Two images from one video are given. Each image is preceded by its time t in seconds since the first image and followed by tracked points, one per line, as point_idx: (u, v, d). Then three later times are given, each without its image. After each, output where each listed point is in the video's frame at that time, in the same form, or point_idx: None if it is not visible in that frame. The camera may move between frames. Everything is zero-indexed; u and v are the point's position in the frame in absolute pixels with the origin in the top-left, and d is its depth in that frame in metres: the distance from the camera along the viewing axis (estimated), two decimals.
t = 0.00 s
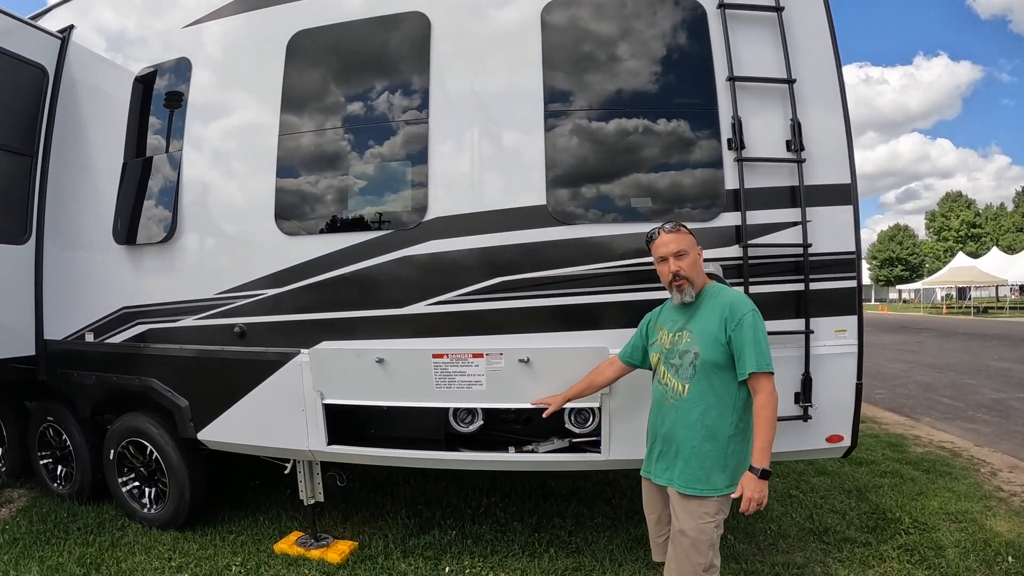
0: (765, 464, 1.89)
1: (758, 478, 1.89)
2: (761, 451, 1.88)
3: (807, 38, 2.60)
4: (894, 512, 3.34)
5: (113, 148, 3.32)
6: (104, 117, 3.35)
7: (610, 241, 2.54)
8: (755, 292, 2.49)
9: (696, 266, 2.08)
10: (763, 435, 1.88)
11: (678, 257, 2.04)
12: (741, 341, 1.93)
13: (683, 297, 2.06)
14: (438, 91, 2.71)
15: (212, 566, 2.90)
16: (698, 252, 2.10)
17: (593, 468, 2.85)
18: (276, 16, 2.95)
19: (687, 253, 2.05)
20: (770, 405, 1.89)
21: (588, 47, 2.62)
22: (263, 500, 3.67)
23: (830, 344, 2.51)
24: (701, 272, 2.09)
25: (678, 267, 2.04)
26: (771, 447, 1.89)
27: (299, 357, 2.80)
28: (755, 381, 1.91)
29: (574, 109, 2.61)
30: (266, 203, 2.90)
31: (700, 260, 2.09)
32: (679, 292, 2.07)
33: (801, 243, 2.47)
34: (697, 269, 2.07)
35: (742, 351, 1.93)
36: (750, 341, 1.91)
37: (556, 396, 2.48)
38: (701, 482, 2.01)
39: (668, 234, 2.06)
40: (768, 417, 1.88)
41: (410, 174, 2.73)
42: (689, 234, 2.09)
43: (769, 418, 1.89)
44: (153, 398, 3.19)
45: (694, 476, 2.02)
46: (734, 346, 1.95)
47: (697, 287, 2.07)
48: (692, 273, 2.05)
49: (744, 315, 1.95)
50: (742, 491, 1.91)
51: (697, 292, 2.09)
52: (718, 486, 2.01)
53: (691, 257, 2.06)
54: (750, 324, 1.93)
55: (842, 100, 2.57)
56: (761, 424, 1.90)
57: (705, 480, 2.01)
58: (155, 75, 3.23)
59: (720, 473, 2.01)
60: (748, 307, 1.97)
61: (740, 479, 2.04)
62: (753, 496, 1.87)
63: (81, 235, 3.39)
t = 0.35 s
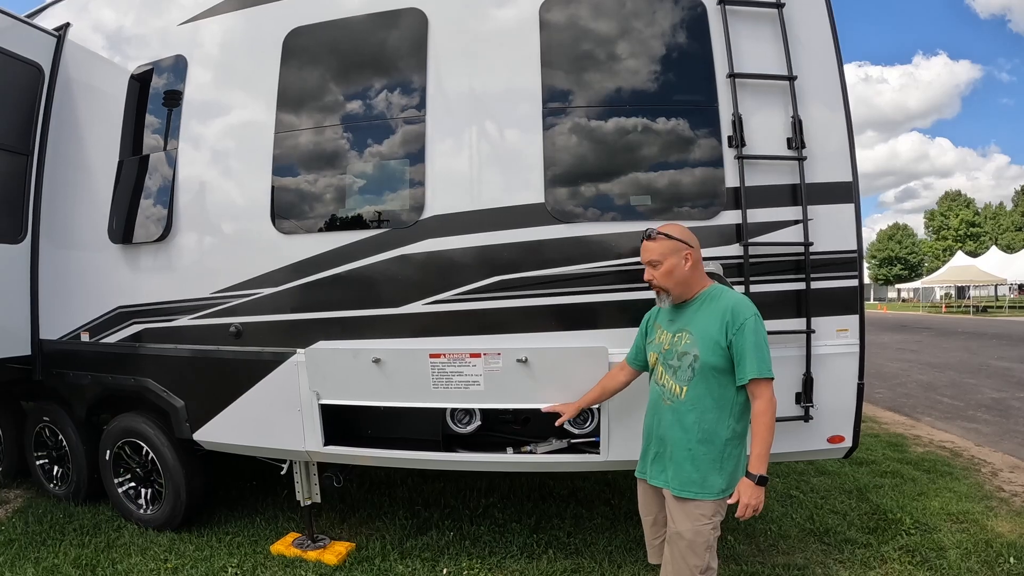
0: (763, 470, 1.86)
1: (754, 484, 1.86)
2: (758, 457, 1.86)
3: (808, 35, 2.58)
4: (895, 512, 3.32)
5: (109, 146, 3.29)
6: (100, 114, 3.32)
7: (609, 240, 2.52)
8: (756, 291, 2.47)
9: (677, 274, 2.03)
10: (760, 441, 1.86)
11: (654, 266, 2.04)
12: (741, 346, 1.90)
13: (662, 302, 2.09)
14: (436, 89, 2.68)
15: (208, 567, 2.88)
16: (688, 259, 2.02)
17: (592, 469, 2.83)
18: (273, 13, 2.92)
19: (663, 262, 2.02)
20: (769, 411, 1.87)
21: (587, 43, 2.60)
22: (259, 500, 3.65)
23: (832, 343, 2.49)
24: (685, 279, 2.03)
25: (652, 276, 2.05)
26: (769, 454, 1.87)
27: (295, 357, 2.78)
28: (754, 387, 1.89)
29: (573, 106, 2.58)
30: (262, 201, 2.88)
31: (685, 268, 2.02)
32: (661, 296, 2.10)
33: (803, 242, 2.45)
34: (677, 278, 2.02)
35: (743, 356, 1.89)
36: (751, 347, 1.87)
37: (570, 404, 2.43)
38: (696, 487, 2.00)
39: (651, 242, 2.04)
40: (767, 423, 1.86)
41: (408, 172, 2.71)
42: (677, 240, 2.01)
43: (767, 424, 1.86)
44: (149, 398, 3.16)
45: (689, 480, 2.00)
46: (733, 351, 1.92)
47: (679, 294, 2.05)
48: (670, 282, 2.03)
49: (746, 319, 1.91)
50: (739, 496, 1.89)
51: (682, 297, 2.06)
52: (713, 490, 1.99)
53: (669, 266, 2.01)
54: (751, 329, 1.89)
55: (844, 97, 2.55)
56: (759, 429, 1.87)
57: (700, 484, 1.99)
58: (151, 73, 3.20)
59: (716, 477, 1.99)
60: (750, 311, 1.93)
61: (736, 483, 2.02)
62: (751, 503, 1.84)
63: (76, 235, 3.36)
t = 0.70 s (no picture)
0: (763, 474, 1.85)
1: (753, 487, 1.86)
2: (757, 461, 1.84)
3: (809, 32, 2.57)
4: (896, 512, 3.31)
5: (106, 144, 3.26)
6: (97, 112, 3.30)
7: (609, 238, 2.51)
8: (757, 290, 2.45)
9: (664, 281, 2.02)
10: (759, 445, 1.85)
11: (640, 275, 2.05)
12: (739, 349, 1.87)
13: (658, 306, 2.11)
14: (435, 86, 2.67)
15: (206, 567, 2.87)
16: (673, 265, 1.99)
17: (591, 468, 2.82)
18: (271, 11, 2.90)
19: (647, 271, 2.01)
20: (769, 414, 1.85)
21: (587, 41, 2.58)
22: (258, 500, 3.64)
23: (833, 342, 2.48)
24: (672, 286, 2.01)
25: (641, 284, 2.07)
26: (769, 458, 1.86)
27: (293, 356, 2.76)
28: (754, 390, 1.87)
29: (573, 104, 2.57)
30: (260, 200, 2.86)
31: (671, 275, 2.00)
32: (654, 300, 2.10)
33: (805, 240, 2.43)
34: (665, 285, 2.01)
35: (741, 359, 1.87)
36: (748, 350, 1.85)
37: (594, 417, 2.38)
38: (694, 489, 1.98)
39: (636, 250, 2.03)
40: (767, 427, 1.84)
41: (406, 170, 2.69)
42: (660, 247, 1.98)
43: (767, 428, 1.84)
44: (146, 397, 3.15)
45: (688, 482, 1.99)
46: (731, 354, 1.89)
47: (670, 300, 2.05)
48: (657, 288, 2.02)
49: (744, 321, 1.88)
50: (739, 499, 1.89)
51: (675, 302, 2.06)
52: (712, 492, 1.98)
53: (654, 275, 2.01)
54: (749, 331, 1.86)
55: (845, 95, 2.54)
56: (758, 433, 1.86)
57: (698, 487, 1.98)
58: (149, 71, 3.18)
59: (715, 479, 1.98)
60: (748, 313, 1.90)
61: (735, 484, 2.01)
62: (751, 507, 1.84)
63: (73, 233, 3.34)
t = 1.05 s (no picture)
0: (756, 475, 1.81)
1: (747, 488, 1.82)
2: (752, 462, 1.81)
3: (810, 31, 2.56)
4: (896, 511, 3.30)
5: (105, 142, 3.25)
6: (96, 110, 3.29)
7: (609, 237, 2.50)
8: (757, 289, 2.44)
9: (655, 282, 2.01)
10: (753, 444, 1.83)
11: (632, 276, 2.04)
12: (732, 348, 1.86)
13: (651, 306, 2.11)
14: (435, 84, 2.66)
15: (204, 566, 2.86)
16: (663, 266, 1.98)
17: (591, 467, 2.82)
18: (270, 9, 2.89)
19: (638, 272, 2.01)
20: (764, 414, 1.84)
21: (587, 39, 2.57)
22: (257, 499, 3.63)
23: (834, 342, 2.47)
24: (663, 287, 2.00)
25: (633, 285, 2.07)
26: (763, 459, 1.83)
27: (291, 355, 2.75)
28: (748, 390, 1.85)
29: (573, 103, 2.56)
30: (259, 198, 2.85)
31: (661, 275, 1.99)
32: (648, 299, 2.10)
33: (805, 239, 2.42)
34: (655, 286, 2.01)
35: (734, 358, 1.86)
36: (741, 348, 1.84)
37: (595, 416, 2.38)
38: (690, 489, 1.97)
39: (626, 252, 2.02)
40: (762, 426, 1.83)
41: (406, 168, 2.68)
42: (649, 248, 1.97)
43: (761, 427, 1.83)
44: (145, 396, 3.14)
45: (684, 483, 1.98)
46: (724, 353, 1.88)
47: (662, 300, 2.04)
48: (649, 289, 2.02)
49: (736, 320, 1.88)
50: (732, 500, 1.85)
51: (667, 302, 2.05)
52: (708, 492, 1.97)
53: (645, 276, 2.00)
54: (741, 330, 1.85)
55: (846, 93, 2.53)
56: (753, 433, 1.84)
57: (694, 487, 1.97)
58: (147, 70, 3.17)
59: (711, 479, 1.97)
60: (741, 312, 1.89)
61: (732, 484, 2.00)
62: (742, 508, 1.81)
63: (72, 231, 3.33)
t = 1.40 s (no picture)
0: (749, 457, 1.83)
1: (741, 471, 1.85)
2: (745, 445, 1.82)
3: (811, 28, 2.55)
4: (896, 510, 3.30)
5: (104, 140, 3.24)
6: (95, 108, 3.28)
7: (609, 235, 2.49)
8: (757, 287, 2.44)
9: (629, 294, 2.03)
10: (747, 430, 1.82)
11: (606, 291, 2.07)
12: (715, 339, 1.87)
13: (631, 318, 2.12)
14: (434, 82, 2.65)
15: (204, 565, 2.85)
16: (635, 278, 1.99)
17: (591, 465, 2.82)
18: (269, 6, 2.88)
19: (612, 286, 2.03)
20: (758, 396, 1.82)
21: (587, 37, 2.56)
22: (256, 498, 3.63)
23: (834, 340, 2.47)
24: (638, 298, 2.02)
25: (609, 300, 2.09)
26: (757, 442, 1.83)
27: (291, 353, 2.75)
28: (739, 374, 1.85)
29: (572, 101, 2.55)
30: (258, 196, 2.84)
31: (634, 287, 2.01)
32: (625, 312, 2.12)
33: (806, 236, 2.42)
34: (630, 298, 2.03)
35: (718, 349, 1.87)
36: (723, 337, 1.85)
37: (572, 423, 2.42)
38: (703, 487, 1.97)
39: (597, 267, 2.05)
40: (755, 409, 1.82)
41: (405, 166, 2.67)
42: (618, 262, 1.99)
43: (754, 412, 1.82)
44: (144, 394, 3.13)
45: (696, 483, 1.98)
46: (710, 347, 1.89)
47: (640, 311, 2.06)
48: (623, 302, 2.04)
49: (713, 310, 1.89)
50: (727, 483, 1.89)
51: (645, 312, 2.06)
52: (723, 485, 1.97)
53: (618, 289, 2.02)
54: (719, 320, 1.86)
55: (847, 92, 2.52)
56: (748, 417, 1.83)
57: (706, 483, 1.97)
58: (146, 67, 3.16)
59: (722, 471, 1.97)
60: (716, 301, 1.91)
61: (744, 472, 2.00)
62: (737, 491, 1.85)
63: (71, 229, 3.32)
